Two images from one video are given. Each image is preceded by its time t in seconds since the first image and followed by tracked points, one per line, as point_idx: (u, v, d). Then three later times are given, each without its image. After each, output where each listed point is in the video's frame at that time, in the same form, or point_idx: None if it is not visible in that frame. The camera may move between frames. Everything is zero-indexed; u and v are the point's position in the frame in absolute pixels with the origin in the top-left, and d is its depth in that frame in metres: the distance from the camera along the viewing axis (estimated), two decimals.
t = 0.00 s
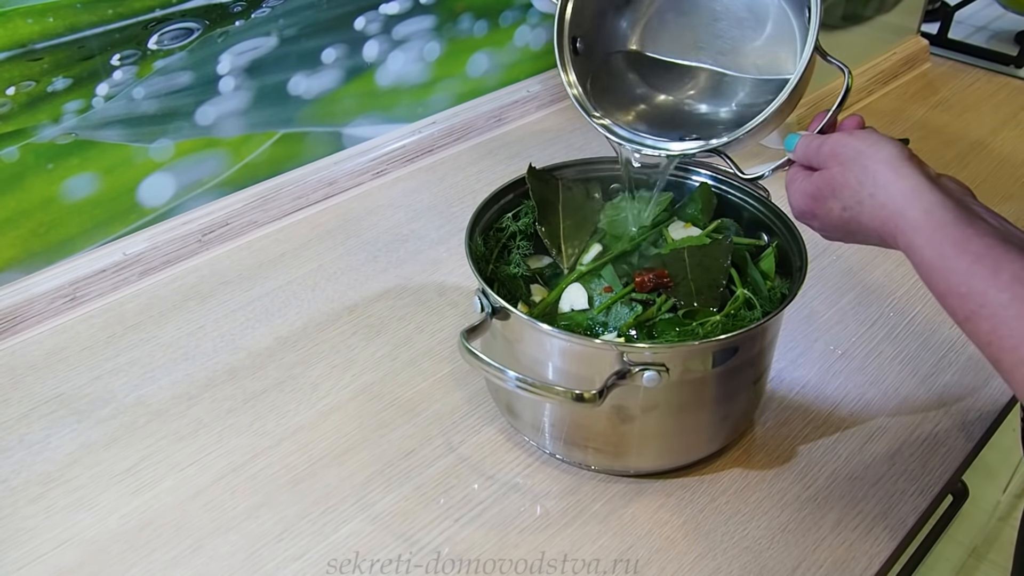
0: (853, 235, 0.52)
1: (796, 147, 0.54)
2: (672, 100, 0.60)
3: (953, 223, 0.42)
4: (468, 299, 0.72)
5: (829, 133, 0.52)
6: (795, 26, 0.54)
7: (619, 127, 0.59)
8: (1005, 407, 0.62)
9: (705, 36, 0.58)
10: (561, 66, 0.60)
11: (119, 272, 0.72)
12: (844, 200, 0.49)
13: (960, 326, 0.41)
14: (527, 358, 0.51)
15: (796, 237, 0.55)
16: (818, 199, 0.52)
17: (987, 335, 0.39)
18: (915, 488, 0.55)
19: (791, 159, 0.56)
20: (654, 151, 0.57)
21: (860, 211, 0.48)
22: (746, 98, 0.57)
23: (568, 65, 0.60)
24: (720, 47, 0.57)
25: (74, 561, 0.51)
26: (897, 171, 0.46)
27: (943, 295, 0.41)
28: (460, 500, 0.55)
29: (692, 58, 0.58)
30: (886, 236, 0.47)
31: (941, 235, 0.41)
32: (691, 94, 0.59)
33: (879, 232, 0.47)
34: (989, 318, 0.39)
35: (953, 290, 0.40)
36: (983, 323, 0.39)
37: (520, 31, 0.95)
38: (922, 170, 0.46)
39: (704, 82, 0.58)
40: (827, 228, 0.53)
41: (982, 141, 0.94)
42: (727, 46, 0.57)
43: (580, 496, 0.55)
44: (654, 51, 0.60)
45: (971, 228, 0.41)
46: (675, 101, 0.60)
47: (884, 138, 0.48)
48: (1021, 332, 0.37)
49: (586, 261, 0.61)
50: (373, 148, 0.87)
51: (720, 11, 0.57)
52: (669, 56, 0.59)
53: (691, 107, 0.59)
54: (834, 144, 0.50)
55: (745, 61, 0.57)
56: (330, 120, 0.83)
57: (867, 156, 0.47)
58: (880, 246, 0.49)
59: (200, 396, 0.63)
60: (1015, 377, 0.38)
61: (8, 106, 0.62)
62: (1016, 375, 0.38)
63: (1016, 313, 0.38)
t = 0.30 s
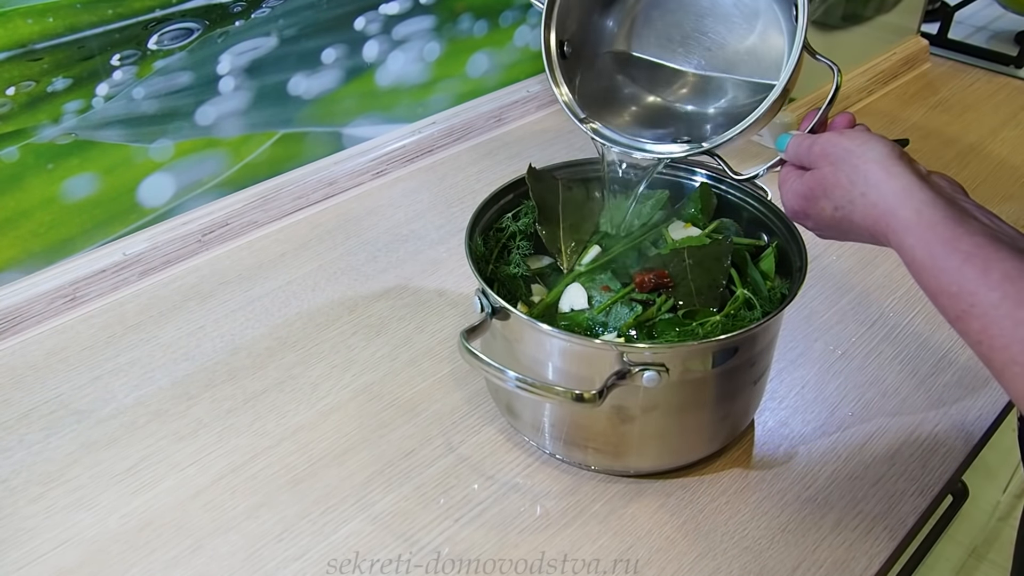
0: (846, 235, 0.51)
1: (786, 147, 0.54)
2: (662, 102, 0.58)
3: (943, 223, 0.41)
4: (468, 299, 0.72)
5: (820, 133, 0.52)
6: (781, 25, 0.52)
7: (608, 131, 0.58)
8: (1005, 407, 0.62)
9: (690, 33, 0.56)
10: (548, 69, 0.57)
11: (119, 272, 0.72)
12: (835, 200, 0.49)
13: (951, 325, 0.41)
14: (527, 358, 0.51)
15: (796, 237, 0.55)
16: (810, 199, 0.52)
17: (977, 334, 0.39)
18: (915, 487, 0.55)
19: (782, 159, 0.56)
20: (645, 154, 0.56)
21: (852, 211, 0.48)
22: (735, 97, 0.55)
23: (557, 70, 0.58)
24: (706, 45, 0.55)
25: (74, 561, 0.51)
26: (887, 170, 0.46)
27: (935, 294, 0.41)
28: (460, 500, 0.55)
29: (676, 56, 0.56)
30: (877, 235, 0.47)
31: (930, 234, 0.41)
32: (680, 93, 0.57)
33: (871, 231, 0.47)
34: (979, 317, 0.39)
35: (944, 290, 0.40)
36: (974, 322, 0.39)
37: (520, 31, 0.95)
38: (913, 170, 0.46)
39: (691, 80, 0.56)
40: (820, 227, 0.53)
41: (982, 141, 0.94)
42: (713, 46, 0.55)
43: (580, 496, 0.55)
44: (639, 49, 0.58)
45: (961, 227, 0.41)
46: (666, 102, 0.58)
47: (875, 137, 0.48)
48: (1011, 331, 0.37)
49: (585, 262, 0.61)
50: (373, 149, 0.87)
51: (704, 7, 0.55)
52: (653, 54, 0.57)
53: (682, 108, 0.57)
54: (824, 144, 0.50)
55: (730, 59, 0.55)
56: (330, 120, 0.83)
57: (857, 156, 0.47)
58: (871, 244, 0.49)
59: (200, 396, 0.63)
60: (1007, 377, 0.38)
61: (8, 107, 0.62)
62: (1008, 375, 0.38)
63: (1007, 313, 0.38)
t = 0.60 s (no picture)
0: (843, 235, 0.51)
1: (782, 148, 0.54)
2: (657, 103, 0.56)
3: (938, 224, 0.41)
4: (468, 299, 0.72)
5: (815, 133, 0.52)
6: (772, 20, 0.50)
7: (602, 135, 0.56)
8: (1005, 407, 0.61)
9: (681, 31, 0.54)
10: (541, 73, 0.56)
11: (119, 272, 0.72)
12: (831, 201, 0.49)
13: (947, 326, 0.41)
14: (527, 358, 0.51)
15: (795, 237, 0.55)
16: (807, 200, 0.52)
17: (974, 335, 0.39)
18: (915, 488, 0.55)
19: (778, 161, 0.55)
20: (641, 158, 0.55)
21: (848, 212, 0.48)
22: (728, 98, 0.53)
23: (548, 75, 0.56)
24: (697, 43, 0.54)
25: (74, 561, 0.51)
26: (883, 171, 0.46)
27: (931, 295, 0.41)
28: (460, 500, 0.55)
29: (668, 54, 0.55)
30: (874, 236, 0.47)
31: (926, 235, 0.41)
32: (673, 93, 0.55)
33: (867, 232, 0.47)
34: (975, 318, 0.39)
35: (940, 291, 0.40)
36: (970, 323, 0.39)
37: (519, 31, 0.95)
38: (908, 170, 0.46)
39: (684, 79, 0.55)
40: (817, 228, 0.53)
41: (982, 141, 0.94)
42: (704, 44, 0.53)
43: (580, 496, 0.55)
44: (629, 49, 0.56)
45: (956, 228, 0.41)
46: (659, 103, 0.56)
47: (870, 138, 0.48)
48: (1006, 332, 0.37)
49: (582, 261, 0.61)
50: (373, 149, 0.87)
51: (696, 3, 0.53)
52: (644, 54, 0.55)
53: (676, 109, 0.55)
54: (818, 145, 0.50)
55: (721, 56, 0.53)
56: (330, 120, 0.83)
57: (852, 157, 0.47)
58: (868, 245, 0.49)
59: (200, 396, 0.63)
60: (1002, 377, 0.38)
61: (8, 107, 0.62)
62: (1004, 376, 0.38)
63: (1002, 314, 0.37)
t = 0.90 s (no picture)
0: (843, 237, 0.51)
1: (779, 151, 0.54)
2: (656, 104, 0.56)
3: (938, 227, 0.41)
4: (468, 299, 0.72)
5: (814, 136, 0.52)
6: (768, 22, 0.50)
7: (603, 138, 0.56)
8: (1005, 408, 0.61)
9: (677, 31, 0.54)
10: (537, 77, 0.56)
11: (119, 272, 0.72)
12: (831, 205, 0.49)
13: (947, 328, 0.41)
14: (527, 358, 0.51)
15: (796, 236, 0.55)
16: (806, 203, 0.52)
17: (974, 338, 0.39)
18: (915, 488, 0.55)
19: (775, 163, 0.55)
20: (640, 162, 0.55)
21: (848, 215, 0.48)
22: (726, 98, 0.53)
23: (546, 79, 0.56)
24: (693, 44, 0.54)
25: (74, 561, 0.51)
26: (882, 174, 0.46)
27: (932, 297, 0.41)
28: (460, 500, 0.55)
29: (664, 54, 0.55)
30: (873, 239, 0.47)
31: (926, 238, 0.41)
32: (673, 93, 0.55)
33: (867, 234, 0.47)
34: (975, 321, 0.39)
35: (940, 294, 0.40)
36: (970, 326, 0.39)
37: (519, 31, 0.95)
38: (907, 173, 0.46)
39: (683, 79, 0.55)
40: (817, 231, 0.53)
41: (982, 141, 0.94)
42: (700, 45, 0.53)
43: (580, 496, 0.55)
44: (625, 48, 0.56)
45: (955, 231, 0.41)
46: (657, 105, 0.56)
47: (868, 140, 0.48)
48: (1007, 335, 0.37)
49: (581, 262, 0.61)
50: (373, 149, 0.87)
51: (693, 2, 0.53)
52: (640, 53, 0.55)
53: (675, 110, 0.56)
54: (817, 148, 0.50)
55: (718, 57, 0.53)
56: (330, 120, 0.83)
57: (851, 160, 0.47)
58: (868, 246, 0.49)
59: (199, 396, 0.63)
60: (1003, 380, 0.38)
61: (8, 107, 0.62)
62: (1005, 378, 0.38)
63: (1002, 317, 0.37)
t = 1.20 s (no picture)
0: (846, 240, 0.51)
1: (783, 152, 0.54)
2: (658, 107, 0.56)
3: (942, 230, 0.41)
4: (467, 299, 0.72)
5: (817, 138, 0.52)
6: (768, 22, 0.51)
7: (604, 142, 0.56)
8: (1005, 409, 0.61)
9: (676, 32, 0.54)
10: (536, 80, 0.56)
11: (119, 272, 0.72)
12: (834, 208, 0.49)
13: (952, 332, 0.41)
14: (527, 358, 0.51)
15: (795, 236, 0.55)
16: (810, 206, 0.52)
17: (979, 342, 0.39)
18: (915, 488, 0.55)
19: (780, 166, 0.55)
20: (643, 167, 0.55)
21: (852, 218, 0.48)
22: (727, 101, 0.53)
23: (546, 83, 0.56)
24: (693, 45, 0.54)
25: (74, 561, 0.51)
26: (885, 177, 0.46)
27: (937, 301, 0.41)
28: (460, 500, 0.55)
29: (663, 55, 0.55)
30: (876, 241, 0.47)
31: (930, 241, 0.41)
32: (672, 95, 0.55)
33: (871, 237, 0.47)
34: (980, 325, 0.39)
35: (945, 297, 0.40)
36: (976, 330, 0.39)
37: (519, 31, 0.95)
38: (910, 176, 0.46)
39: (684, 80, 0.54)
40: (821, 233, 0.53)
41: (982, 141, 0.94)
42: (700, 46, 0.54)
43: (580, 496, 0.55)
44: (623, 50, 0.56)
45: (960, 234, 0.41)
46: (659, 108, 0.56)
47: (871, 143, 0.48)
48: (1012, 339, 0.37)
49: (581, 262, 0.60)
50: (373, 149, 0.87)
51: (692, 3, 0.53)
52: (639, 54, 0.55)
53: (676, 112, 0.55)
54: (821, 150, 0.50)
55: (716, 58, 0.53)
56: (330, 120, 0.83)
57: (854, 163, 0.47)
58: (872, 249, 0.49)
59: (199, 396, 0.63)
60: (1008, 383, 0.38)
61: (8, 107, 0.62)
62: (1009, 381, 0.38)
63: (1007, 320, 0.37)
